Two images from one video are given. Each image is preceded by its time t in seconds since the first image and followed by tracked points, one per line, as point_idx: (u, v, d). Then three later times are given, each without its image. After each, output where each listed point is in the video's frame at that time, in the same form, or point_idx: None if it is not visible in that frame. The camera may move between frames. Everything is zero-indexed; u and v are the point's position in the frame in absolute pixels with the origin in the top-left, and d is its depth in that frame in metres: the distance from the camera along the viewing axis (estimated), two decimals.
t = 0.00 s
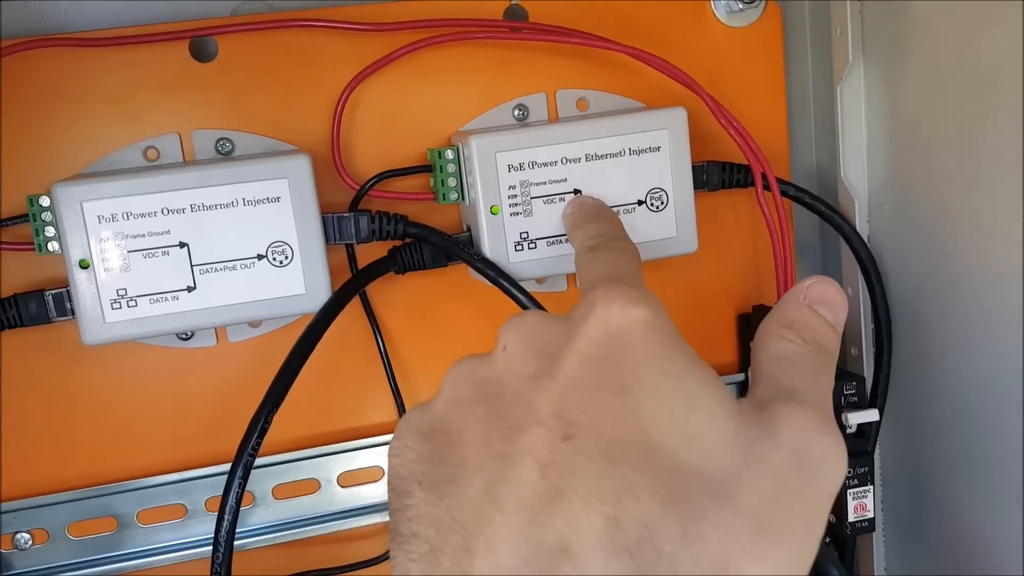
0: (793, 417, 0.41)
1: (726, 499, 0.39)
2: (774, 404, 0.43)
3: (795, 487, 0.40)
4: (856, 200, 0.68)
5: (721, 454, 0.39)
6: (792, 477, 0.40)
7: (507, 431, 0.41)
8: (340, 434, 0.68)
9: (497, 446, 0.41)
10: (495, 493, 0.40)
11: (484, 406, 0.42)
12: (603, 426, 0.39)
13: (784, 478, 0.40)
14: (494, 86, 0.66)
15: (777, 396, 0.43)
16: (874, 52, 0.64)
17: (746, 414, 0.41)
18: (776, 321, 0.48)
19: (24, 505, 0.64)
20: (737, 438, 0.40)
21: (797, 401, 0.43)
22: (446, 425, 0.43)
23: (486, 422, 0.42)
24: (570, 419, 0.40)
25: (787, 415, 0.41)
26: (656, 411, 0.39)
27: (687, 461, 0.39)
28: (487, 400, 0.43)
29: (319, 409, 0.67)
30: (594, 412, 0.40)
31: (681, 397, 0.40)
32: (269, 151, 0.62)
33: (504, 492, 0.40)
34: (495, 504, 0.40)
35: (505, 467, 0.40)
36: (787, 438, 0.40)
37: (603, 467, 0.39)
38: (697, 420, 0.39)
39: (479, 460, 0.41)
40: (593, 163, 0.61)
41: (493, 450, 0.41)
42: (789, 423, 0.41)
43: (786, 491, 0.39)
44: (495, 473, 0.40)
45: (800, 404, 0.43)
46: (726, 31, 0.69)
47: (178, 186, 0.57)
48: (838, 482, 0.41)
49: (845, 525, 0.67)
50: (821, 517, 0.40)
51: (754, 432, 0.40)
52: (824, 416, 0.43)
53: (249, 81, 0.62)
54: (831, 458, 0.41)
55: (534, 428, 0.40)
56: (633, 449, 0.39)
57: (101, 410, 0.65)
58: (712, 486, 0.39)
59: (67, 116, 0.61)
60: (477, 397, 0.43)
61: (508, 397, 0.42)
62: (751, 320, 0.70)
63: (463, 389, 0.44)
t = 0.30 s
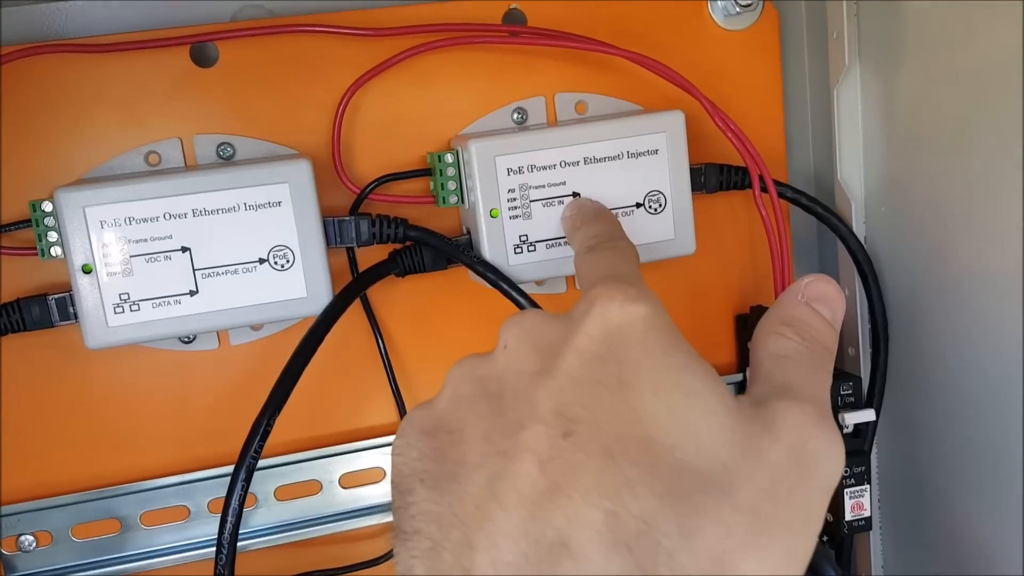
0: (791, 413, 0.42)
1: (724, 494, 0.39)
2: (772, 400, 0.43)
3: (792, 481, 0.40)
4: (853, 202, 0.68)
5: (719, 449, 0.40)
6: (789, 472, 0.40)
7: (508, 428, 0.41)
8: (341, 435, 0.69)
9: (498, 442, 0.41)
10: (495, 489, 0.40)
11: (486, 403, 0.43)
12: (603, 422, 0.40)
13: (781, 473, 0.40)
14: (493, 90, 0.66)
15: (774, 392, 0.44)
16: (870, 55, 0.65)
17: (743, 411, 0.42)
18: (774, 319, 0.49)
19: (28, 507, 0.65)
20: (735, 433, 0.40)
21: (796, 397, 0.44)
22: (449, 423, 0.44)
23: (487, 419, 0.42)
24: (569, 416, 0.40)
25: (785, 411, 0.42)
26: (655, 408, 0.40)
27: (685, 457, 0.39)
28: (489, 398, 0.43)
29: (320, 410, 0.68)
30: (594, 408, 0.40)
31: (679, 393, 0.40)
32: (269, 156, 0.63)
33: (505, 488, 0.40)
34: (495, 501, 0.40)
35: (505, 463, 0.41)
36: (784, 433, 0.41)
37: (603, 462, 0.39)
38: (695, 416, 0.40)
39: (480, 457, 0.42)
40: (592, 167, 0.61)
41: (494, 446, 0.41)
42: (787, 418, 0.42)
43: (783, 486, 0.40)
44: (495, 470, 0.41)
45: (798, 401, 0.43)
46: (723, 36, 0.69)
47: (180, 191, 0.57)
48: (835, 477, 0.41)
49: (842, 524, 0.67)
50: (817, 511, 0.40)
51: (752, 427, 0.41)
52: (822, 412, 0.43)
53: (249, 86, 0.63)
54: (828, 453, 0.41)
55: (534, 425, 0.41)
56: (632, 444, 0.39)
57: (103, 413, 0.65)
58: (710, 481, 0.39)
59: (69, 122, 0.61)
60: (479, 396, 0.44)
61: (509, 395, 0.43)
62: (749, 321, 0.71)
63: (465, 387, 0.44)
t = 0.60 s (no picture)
0: (788, 420, 0.43)
1: (721, 499, 0.40)
2: (769, 407, 0.44)
3: (789, 487, 0.41)
4: (847, 212, 0.69)
5: (716, 455, 0.41)
6: (786, 478, 0.41)
7: (510, 436, 0.42)
8: (342, 443, 0.69)
9: (500, 450, 0.42)
10: (496, 497, 0.41)
11: (488, 411, 0.44)
12: (603, 430, 0.41)
13: (778, 479, 0.41)
14: (491, 102, 0.67)
15: (772, 399, 0.45)
16: (862, 66, 0.66)
17: (740, 418, 0.43)
18: (771, 326, 0.50)
19: (33, 514, 0.66)
20: (732, 440, 0.41)
21: (792, 404, 0.44)
22: (451, 430, 0.45)
23: (488, 426, 0.43)
24: (570, 424, 0.41)
25: (782, 418, 0.43)
26: (654, 415, 0.41)
27: (683, 463, 0.40)
28: (491, 406, 0.44)
29: (322, 418, 0.69)
30: (593, 416, 0.41)
31: (678, 400, 0.41)
32: (271, 168, 0.64)
33: (507, 495, 0.41)
34: (496, 508, 0.41)
35: (506, 470, 0.41)
36: (780, 439, 0.42)
37: (602, 470, 0.40)
38: (693, 424, 0.41)
39: (482, 464, 0.43)
40: (589, 178, 0.62)
41: (496, 454, 0.42)
42: (784, 426, 0.42)
43: (780, 492, 0.41)
44: (496, 477, 0.42)
45: (795, 407, 0.44)
46: (718, 47, 0.70)
47: (183, 204, 0.58)
48: (830, 483, 0.42)
49: (837, 531, 0.68)
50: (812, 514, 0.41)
51: (750, 435, 0.42)
52: (817, 420, 0.44)
53: (252, 99, 0.64)
54: (824, 459, 0.42)
55: (536, 433, 0.42)
56: (631, 451, 0.40)
57: (108, 421, 0.66)
58: (707, 487, 0.40)
59: (74, 135, 0.62)
60: (481, 403, 0.44)
61: (510, 402, 0.43)
62: (745, 329, 0.71)
63: (467, 394, 0.45)
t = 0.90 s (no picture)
0: (783, 439, 0.43)
1: (716, 517, 0.40)
2: (764, 425, 0.44)
3: (783, 505, 0.41)
4: (845, 222, 0.70)
5: (711, 473, 0.40)
6: (780, 496, 0.41)
7: (505, 452, 0.42)
8: (339, 453, 0.69)
9: (496, 467, 0.42)
10: (492, 513, 0.41)
11: (485, 427, 0.44)
12: (598, 447, 0.40)
13: (773, 498, 0.41)
14: (490, 111, 0.67)
15: (767, 418, 0.45)
16: (860, 77, 0.66)
17: (735, 436, 0.42)
18: (768, 345, 0.50)
19: (27, 525, 0.65)
20: (727, 457, 0.41)
21: (787, 423, 0.44)
22: (447, 446, 0.45)
23: (485, 442, 0.43)
24: (565, 440, 0.41)
25: (777, 437, 0.43)
26: (650, 432, 0.40)
27: (679, 481, 0.40)
28: (487, 422, 0.44)
29: (319, 429, 0.68)
30: (589, 432, 0.41)
31: (673, 417, 0.41)
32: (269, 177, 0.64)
33: (503, 511, 0.41)
34: (492, 524, 0.41)
35: (501, 487, 0.41)
36: (774, 458, 0.42)
37: (597, 487, 0.40)
38: (689, 441, 0.40)
39: (478, 479, 0.42)
40: (587, 188, 0.62)
41: (492, 470, 0.42)
42: (780, 444, 0.42)
43: (774, 510, 0.41)
44: (491, 494, 0.42)
45: (790, 426, 0.44)
46: (715, 57, 0.70)
47: (181, 212, 0.58)
48: (825, 501, 0.42)
49: (835, 541, 0.68)
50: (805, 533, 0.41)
51: (745, 453, 0.42)
52: (813, 437, 0.44)
53: (250, 108, 0.64)
54: (819, 478, 0.42)
55: (531, 449, 0.41)
56: (626, 469, 0.40)
57: (104, 431, 0.66)
58: (703, 505, 0.40)
59: (71, 143, 0.62)
60: (478, 419, 0.45)
61: (507, 418, 0.43)
62: (744, 338, 0.71)
63: (465, 411, 0.45)
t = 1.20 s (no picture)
0: (778, 439, 0.43)
1: (711, 517, 0.40)
2: (760, 425, 0.45)
3: (778, 505, 0.41)
4: (843, 226, 0.70)
5: (706, 474, 0.41)
6: (775, 496, 0.41)
7: (502, 453, 0.43)
8: (339, 456, 0.69)
9: (493, 468, 0.42)
10: (489, 514, 0.41)
11: (482, 429, 0.44)
12: (594, 448, 0.41)
13: (768, 498, 0.41)
14: (490, 116, 0.67)
15: (763, 418, 0.45)
16: (858, 82, 0.67)
17: (730, 437, 0.43)
18: (763, 346, 0.51)
19: (28, 527, 0.65)
20: (722, 458, 0.41)
21: (782, 422, 0.45)
22: (444, 448, 0.45)
23: (482, 444, 0.44)
24: (561, 441, 0.41)
25: (772, 437, 0.43)
26: (646, 433, 0.41)
27: (674, 481, 0.40)
28: (485, 423, 0.44)
29: (318, 431, 0.69)
30: (585, 433, 0.41)
31: (669, 418, 0.41)
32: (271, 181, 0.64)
33: (499, 512, 0.41)
34: (490, 525, 0.41)
35: (499, 488, 0.42)
36: (769, 458, 0.42)
37: (593, 488, 0.40)
38: (685, 442, 0.41)
39: (476, 480, 0.43)
40: (587, 192, 0.63)
41: (489, 471, 0.43)
42: (775, 445, 0.43)
43: (769, 510, 0.41)
44: (489, 494, 0.42)
45: (785, 426, 0.45)
46: (715, 62, 0.71)
47: (183, 216, 0.58)
48: (821, 501, 0.43)
49: (833, 543, 0.68)
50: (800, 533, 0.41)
51: (739, 453, 0.42)
52: (809, 439, 0.44)
53: (253, 112, 0.64)
54: (815, 478, 0.43)
55: (528, 450, 0.42)
56: (622, 469, 0.40)
57: (105, 434, 0.66)
58: (697, 505, 0.40)
59: (74, 147, 0.62)
60: (475, 421, 0.45)
61: (504, 420, 0.44)
62: (742, 341, 0.72)
63: (462, 412, 0.45)
